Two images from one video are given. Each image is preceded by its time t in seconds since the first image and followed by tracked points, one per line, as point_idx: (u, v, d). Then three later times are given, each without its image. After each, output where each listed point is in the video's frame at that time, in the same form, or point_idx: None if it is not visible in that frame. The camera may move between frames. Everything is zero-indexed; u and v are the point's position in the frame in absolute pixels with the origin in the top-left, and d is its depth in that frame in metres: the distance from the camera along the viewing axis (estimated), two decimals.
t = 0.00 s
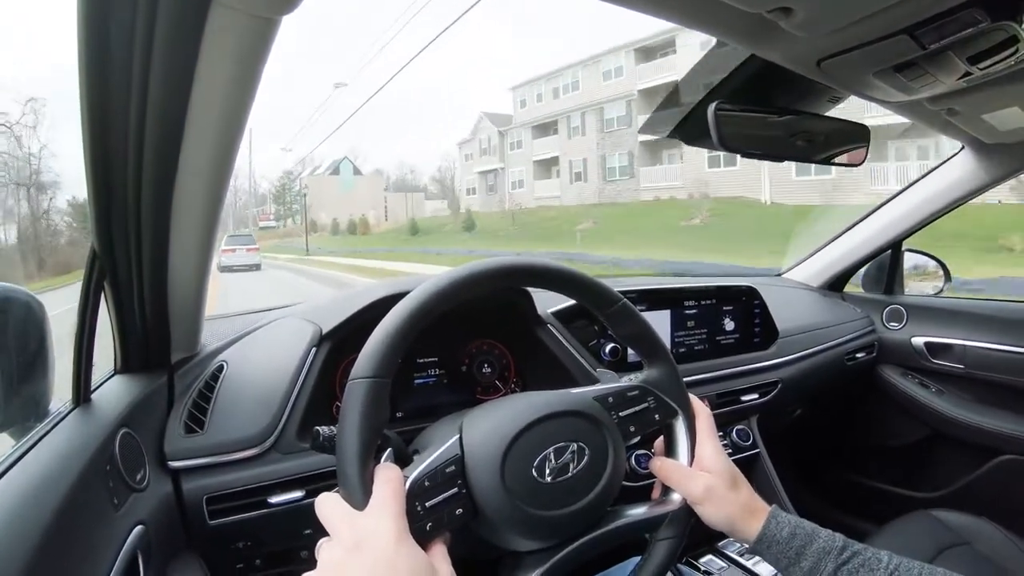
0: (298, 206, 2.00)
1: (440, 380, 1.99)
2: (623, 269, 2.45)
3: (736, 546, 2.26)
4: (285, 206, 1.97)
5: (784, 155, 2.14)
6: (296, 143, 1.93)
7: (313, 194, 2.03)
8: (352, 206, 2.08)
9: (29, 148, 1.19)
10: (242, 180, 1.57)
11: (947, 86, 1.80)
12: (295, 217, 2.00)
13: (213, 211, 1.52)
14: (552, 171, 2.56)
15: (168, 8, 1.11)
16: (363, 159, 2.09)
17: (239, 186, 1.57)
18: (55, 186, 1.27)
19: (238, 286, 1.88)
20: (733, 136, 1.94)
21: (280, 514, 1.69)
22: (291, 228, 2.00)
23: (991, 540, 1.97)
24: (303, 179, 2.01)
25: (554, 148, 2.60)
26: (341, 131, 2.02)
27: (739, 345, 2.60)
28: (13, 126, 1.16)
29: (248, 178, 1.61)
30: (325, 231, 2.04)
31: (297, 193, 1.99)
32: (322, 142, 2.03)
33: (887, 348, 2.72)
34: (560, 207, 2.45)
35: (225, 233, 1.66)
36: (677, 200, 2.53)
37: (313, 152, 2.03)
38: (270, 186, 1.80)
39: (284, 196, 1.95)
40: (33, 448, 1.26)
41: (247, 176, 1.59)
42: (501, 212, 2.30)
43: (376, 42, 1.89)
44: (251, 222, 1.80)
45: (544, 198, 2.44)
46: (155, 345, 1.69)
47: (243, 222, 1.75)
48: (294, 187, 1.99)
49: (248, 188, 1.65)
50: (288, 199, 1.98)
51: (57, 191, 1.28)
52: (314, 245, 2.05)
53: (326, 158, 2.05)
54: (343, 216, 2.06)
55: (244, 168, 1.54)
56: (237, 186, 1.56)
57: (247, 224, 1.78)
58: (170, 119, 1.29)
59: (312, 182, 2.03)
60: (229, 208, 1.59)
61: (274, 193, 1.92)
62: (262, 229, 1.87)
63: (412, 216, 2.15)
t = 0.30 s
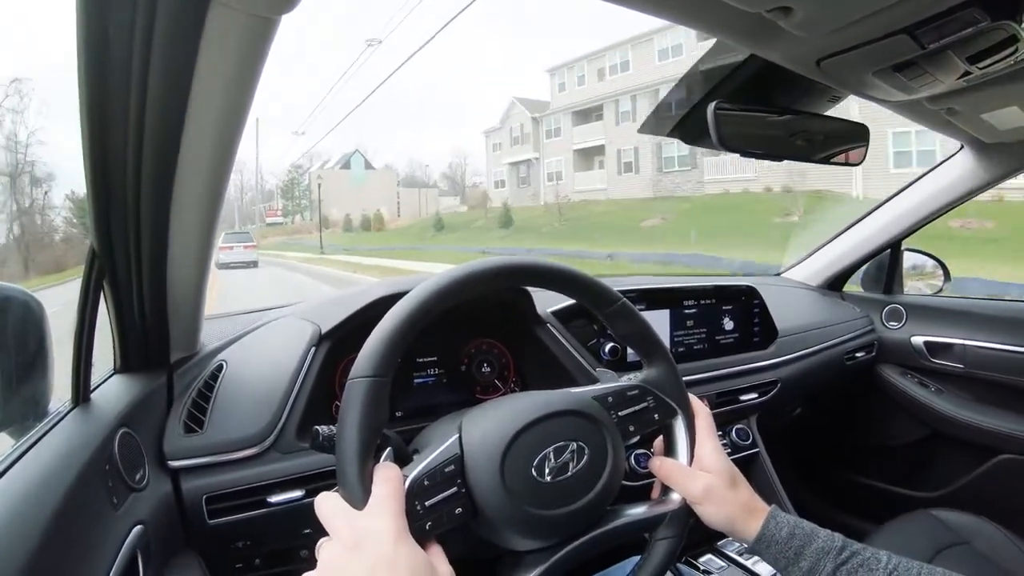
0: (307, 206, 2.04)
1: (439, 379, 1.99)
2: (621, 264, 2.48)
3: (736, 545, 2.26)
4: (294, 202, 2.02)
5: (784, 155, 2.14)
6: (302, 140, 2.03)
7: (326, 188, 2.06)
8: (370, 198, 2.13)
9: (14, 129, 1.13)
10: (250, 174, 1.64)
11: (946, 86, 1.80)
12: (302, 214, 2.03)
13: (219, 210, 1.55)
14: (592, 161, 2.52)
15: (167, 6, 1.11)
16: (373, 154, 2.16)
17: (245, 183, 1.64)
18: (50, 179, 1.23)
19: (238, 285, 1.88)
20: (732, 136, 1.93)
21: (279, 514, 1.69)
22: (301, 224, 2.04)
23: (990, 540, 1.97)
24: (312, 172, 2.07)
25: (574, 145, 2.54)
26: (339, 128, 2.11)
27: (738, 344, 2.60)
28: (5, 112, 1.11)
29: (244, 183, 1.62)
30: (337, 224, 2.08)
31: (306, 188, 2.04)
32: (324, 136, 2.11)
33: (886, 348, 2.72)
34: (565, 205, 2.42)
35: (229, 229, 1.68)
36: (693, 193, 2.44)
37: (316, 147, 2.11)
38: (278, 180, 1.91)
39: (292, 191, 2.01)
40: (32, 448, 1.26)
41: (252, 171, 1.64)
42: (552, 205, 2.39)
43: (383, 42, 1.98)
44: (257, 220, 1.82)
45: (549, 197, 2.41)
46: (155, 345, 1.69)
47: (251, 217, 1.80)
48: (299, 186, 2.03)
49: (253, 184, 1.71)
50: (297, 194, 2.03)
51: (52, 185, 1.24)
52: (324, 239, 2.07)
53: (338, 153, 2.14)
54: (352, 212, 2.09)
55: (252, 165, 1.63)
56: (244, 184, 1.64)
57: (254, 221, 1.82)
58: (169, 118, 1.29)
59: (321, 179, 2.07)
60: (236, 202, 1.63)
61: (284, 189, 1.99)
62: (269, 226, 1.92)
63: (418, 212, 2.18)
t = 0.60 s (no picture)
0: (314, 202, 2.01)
1: (438, 379, 1.99)
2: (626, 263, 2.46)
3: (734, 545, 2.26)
4: (303, 199, 2.01)
5: (784, 156, 2.14)
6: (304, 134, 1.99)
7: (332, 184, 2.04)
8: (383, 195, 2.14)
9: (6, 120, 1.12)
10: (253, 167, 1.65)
11: (946, 88, 1.80)
12: (309, 211, 2.01)
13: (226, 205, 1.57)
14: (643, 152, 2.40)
15: (167, 4, 1.11)
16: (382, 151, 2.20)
17: (251, 177, 1.66)
18: (46, 173, 1.22)
19: (237, 284, 1.87)
20: (732, 136, 1.93)
21: (277, 513, 1.69)
22: (313, 221, 2.02)
23: (989, 541, 1.97)
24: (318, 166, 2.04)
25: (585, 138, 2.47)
26: (342, 122, 2.10)
27: (737, 345, 2.60)
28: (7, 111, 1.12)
29: (241, 185, 1.62)
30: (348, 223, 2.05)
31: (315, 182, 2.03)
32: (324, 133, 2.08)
33: (885, 349, 2.72)
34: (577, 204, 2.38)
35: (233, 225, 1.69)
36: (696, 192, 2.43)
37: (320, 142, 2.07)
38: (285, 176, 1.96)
39: (300, 185, 2.01)
40: (31, 446, 1.25)
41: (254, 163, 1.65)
42: (611, 198, 2.41)
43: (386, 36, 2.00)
44: (262, 216, 1.81)
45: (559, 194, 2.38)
46: (153, 343, 1.69)
47: (256, 213, 1.78)
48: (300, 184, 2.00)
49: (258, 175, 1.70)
50: (306, 189, 2.02)
51: (47, 178, 1.23)
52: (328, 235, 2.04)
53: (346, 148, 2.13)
54: (365, 208, 2.09)
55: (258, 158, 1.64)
56: (250, 177, 1.65)
57: (260, 216, 1.82)
58: (169, 117, 1.29)
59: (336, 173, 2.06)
60: (241, 197, 1.65)
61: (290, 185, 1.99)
62: (277, 222, 1.94)
63: (436, 208, 2.18)
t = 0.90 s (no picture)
0: (324, 198, 1.95)
1: (436, 375, 1.99)
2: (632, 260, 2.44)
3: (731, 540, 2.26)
4: (310, 196, 1.94)
5: (783, 152, 2.14)
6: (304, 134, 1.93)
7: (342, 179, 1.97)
8: (398, 189, 2.04)
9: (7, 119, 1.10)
10: (263, 165, 1.68)
11: (946, 85, 1.80)
12: (320, 207, 1.95)
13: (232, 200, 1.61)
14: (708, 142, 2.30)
15: None
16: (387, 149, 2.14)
17: (259, 175, 1.69)
18: (39, 166, 1.19)
19: (235, 280, 1.86)
20: (732, 132, 1.93)
21: (276, 509, 1.69)
22: (325, 218, 1.95)
23: (986, 537, 1.98)
24: (330, 161, 1.97)
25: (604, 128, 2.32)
26: (341, 122, 2.01)
27: (736, 341, 2.60)
28: None
29: (240, 183, 1.61)
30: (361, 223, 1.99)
31: (325, 176, 1.96)
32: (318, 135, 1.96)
33: (884, 345, 2.73)
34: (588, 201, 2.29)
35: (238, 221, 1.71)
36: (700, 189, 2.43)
37: (318, 140, 1.97)
38: (292, 172, 1.92)
39: (309, 180, 1.95)
40: (30, 443, 1.25)
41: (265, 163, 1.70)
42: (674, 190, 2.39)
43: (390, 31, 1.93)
44: (270, 213, 1.83)
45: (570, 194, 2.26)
46: (152, 340, 1.69)
47: (263, 210, 1.79)
48: (303, 184, 1.94)
49: (262, 173, 1.70)
50: (316, 185, 1.96)
51: (40, 172, 1.20)
52: (338, 233, 1.97)
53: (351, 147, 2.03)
54: (383, 206, 2.02)
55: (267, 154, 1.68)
56: (258, 173, 1.69)
57: (270, 214, 1.84)
58: (167, 113, 1.28)
59: (343, 172, 1.98)
60: (248, 194, 1.69)
61: (297, 182, 1.94)
62: (284, 220, 1.89)
63: (452, 203, 2.10)
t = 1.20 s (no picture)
0: (335, 197, 1.97)
1: (436, 371, 1.99)
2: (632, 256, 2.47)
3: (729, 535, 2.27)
4: (324, 194, 1.96)
5: (783, 149, 2.14)
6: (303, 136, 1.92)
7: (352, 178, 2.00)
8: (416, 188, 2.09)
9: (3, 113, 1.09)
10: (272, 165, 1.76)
11: (946, 82, 1.80)
12: (331, 207, 1.97)
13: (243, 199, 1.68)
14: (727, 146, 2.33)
15: None
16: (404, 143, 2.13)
17: (267, 172, 1.76)
18: (30, 160, 1.16)
19: (233, 277, 1.85)
20: (731, 129, 1.92)
21: (276, 505, 1.69)
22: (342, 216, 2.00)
23: (984, 533, 1.99)
24: (343, 156, 2.00)
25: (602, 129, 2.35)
26: (342, 121, 1.98)
27: (735, 337, 2.60)
28: None
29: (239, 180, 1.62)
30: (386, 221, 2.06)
31: (337, 173, 1.98)
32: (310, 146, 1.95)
33: (883, 342, 2.73)
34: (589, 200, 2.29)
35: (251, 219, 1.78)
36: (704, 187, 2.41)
37: (317, 143, 1.96)
38: (302, 170, 1.94)
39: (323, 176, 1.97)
40: (30, 440, 1.25)
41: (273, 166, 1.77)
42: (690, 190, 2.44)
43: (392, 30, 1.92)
44: (284, 212, 1.89)
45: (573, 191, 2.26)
46: (152, 337, 1.69)
47: (275, 210, 1.87)
48: (306, 187, 1.94)
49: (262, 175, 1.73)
50: (327, 181, 1.97)
51: (32, 167, 1.18)
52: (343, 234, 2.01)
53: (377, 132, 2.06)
54: (403, 203, 2.07)
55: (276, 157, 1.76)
56: (265, 172, 1.75)
57: (285, 215, 1.90)
58: (166, 110, 1.28)
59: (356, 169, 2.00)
60: (256, 193, 1.75)
61: (309, 182, 1.95)
62: (294, 218, 1.92)
63: (465, 202, 2.14)
